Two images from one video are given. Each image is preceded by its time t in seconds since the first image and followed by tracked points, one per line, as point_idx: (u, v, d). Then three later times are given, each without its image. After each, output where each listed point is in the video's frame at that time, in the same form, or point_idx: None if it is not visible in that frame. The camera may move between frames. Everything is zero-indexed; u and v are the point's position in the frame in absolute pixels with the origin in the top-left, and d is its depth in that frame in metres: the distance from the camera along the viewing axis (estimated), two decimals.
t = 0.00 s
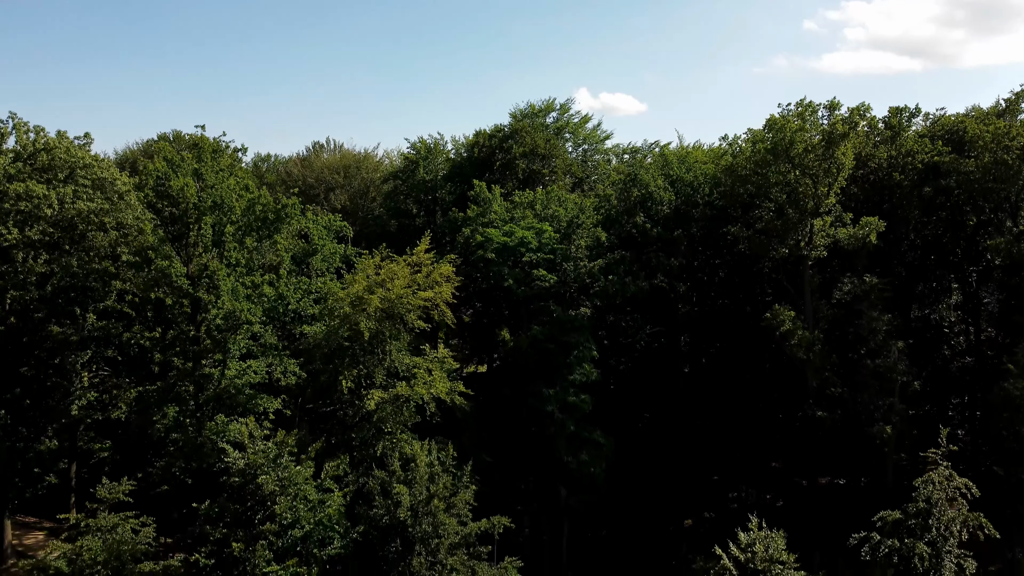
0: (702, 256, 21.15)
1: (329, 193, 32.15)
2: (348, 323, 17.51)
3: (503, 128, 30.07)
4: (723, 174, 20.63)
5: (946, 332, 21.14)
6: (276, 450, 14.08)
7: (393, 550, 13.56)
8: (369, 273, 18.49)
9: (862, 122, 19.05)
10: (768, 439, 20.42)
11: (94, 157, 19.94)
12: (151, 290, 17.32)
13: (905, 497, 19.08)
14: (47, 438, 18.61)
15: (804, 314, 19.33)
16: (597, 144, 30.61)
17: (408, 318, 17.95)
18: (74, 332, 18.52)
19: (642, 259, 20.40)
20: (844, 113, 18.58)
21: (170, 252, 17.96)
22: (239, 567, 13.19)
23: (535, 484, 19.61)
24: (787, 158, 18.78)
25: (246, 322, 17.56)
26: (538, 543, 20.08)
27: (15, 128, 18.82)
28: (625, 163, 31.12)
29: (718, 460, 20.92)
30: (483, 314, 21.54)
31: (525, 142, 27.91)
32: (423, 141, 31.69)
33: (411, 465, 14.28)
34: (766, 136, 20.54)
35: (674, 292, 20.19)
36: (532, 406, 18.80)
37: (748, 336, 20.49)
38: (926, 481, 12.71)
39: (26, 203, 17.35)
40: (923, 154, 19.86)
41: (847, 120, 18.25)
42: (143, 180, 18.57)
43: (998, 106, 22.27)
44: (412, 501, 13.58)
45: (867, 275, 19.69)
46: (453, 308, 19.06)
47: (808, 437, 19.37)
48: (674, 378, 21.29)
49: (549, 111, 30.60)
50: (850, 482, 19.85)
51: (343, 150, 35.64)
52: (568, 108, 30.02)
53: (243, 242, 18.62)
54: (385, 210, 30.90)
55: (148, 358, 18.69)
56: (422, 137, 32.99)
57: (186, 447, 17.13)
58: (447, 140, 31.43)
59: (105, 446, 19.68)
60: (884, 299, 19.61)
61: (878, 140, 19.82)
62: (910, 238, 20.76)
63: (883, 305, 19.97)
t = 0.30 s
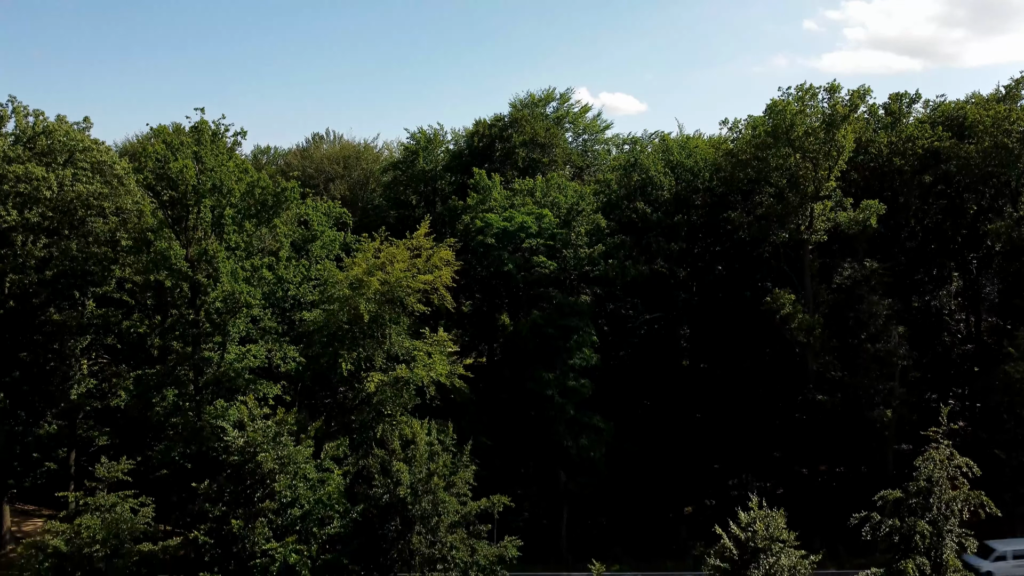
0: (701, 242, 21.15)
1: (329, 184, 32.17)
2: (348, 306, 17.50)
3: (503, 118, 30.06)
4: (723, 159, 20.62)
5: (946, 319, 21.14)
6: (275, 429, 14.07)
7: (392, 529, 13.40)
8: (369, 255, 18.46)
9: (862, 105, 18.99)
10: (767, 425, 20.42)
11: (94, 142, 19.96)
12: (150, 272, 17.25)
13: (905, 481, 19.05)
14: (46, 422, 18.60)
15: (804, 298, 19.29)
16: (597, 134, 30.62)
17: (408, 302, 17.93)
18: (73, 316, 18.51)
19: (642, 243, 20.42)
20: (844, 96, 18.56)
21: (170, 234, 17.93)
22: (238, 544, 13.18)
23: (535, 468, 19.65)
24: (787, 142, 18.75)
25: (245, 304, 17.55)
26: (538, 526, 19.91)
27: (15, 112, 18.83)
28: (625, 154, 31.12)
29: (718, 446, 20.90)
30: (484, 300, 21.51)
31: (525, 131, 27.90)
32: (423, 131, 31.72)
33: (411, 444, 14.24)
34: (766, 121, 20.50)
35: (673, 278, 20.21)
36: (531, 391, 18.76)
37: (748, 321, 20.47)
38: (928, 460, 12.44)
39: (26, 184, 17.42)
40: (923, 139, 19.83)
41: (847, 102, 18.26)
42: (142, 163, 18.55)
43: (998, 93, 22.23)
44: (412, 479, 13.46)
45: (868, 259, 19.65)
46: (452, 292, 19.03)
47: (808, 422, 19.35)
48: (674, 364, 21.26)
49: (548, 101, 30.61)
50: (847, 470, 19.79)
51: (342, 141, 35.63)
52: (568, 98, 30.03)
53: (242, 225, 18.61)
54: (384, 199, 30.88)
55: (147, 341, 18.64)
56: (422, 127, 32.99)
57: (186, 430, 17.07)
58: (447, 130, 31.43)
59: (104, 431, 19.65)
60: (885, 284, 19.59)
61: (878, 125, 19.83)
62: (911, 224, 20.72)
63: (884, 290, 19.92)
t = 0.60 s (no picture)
0: (701, 228, 21.11)
1: (329, 173, 32.16)
2: (347, 289, 17.48)
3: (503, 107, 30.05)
4: (723, 144, 20.58)
5: (947, 305, 21.08)
6: (274, 407, 14.03)
7: (392, 506, 13.23)
8: (368, 238, 18.40)
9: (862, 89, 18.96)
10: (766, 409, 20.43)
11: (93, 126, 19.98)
12: (148, 253, 17.22)
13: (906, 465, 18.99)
14: (44, 405, 18.58)
15: (804, 282, 19.24)
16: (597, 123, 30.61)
17: (408, 284, 17.90)
18: (72, 299, 18.48)
19: (642, 228, 20.42)
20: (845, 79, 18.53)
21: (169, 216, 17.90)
22: (237, 521, 13.15)
23: (535, 453, 19.61)
24: (787, 125, 18.72)
25: (244, 286, 17.54)
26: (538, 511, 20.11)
27: (14, 95, 18.84)
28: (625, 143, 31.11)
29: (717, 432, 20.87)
30: (484, 285, 21.47)
31: (525, 119, 27.94)
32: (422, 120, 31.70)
33: (411, 423, 14.19)
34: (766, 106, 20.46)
35: (673, 262, 20.18)
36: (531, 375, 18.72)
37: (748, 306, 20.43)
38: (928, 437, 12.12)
39: (25, 166, 17.43)
40: (924, 123, 19.79)
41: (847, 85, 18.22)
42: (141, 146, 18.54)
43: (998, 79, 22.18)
44: (412, 457, 13.43)
45: (868, 244, 19.61)
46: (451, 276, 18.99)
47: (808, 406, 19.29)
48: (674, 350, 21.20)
49: (548, 90, 30.58)
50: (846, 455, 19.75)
51: (341, 132, 35.61)
52: (568, 87, 30.01)
53: (241, 208, 18.57)
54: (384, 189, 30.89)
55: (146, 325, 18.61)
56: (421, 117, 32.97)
57: (185, 413, 17.03)
58: (446, 120, 31.42)
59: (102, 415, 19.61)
60: (885, 268, 19.56)
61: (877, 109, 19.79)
62: (911, 210, 20.66)
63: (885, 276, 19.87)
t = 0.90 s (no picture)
0: (701, 214, 21.11)
1: (328, 163, 32.15)
2: (347, 272, 17.45)
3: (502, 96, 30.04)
4: (722, 130, 20.56)
5: (947, 292, 21.08)
6: (274, 385, 14.02)
7: (392, 484, 13.23)
8: (367, 222, 18.37)
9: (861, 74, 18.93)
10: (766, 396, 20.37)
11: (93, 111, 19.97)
12: (147, 235, 17.20)
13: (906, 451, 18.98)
14: (43, 390, 18.57)
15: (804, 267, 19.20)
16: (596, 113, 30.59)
17: (407, 268, 17.88)
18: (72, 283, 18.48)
19: (642, 213, 20.44)
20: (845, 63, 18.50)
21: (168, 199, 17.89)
22: (237, 499, 13.14)
23: (534, 438, 19.59)
24: (787, 110, 18.70)
25: (244, 269, 17.51)
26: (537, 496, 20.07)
27: (14, 79, 18.83)
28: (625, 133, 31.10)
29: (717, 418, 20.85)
30: (483, 271, 21.45)
31: (524, 108, 27.99)
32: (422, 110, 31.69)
33: (410, 402, 14.17)
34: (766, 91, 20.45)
35: (673, 248, 20.16)
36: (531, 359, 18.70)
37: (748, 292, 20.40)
38: (927, 416, 12.09)
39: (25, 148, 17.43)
40: (924, 108, 19.77)
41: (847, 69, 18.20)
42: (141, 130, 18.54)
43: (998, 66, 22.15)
44: (411, 436, 13.42)
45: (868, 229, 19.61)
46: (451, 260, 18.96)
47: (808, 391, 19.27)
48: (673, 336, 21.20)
49: (548, 79, 30.56)
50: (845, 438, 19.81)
51: (341, 123, 35.58)
52: (568, 76, 29.99)
53: (240, 191, 18.57)
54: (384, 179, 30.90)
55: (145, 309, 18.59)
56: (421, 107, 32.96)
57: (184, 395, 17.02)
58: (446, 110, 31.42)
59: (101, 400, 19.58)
60: (884, 253, 19.56)
61: (877, 94, 19.76)
62: (911, 196, 20.64)
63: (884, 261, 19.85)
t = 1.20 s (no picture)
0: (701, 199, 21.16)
1: (328, 153, 32.11)
2: (347, 255, 17.40)
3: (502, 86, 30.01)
4: (722, 115, 20.51)
5: (947, 278, 21.02)
6: (273, 364, 13.96)
7: (392, 462, 13.19)
8: (366, 206, 18.32)
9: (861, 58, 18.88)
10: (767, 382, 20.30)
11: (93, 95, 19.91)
12: (146, 217, 17.13)
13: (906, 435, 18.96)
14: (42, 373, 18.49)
15: (804, 252, 19.15)
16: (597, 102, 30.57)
17: (407, 250, 17.82)
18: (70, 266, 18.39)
19: (643, 197, 20.47)
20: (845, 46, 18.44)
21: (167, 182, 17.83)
22: (236, 476, 13.07)
23: (535, 423, 19.53)
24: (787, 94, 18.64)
25: (243, 251, 17.45)
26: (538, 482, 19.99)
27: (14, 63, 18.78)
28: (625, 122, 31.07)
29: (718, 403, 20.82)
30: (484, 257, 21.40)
31: (524, 97, 28.03)
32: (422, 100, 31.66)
33: (409, 382, 14.10)
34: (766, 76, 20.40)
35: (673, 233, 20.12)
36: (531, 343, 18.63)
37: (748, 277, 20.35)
38: (928, 396, 11.91)
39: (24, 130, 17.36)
40: (924, 93, 19.70)
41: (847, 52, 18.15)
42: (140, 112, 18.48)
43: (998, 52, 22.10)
44: (410, 415, 13.36)
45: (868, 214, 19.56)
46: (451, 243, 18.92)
47: (808, 376, 19.23)
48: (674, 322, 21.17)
49: (548, 69, 30.54)
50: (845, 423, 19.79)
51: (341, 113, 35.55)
52: (568, 65, 29.95)
53: (240, 175, 18.56)
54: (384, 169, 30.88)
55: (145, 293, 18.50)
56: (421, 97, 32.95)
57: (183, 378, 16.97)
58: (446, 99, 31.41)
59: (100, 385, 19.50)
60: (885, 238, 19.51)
61: (877, 78, 19.72)
62: (911, 181, 20.59)
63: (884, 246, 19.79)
